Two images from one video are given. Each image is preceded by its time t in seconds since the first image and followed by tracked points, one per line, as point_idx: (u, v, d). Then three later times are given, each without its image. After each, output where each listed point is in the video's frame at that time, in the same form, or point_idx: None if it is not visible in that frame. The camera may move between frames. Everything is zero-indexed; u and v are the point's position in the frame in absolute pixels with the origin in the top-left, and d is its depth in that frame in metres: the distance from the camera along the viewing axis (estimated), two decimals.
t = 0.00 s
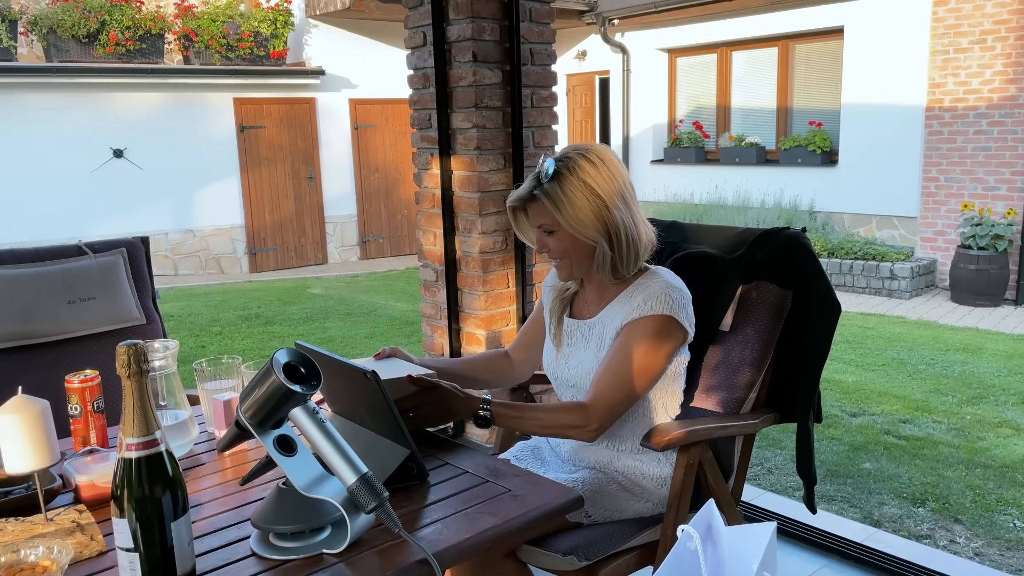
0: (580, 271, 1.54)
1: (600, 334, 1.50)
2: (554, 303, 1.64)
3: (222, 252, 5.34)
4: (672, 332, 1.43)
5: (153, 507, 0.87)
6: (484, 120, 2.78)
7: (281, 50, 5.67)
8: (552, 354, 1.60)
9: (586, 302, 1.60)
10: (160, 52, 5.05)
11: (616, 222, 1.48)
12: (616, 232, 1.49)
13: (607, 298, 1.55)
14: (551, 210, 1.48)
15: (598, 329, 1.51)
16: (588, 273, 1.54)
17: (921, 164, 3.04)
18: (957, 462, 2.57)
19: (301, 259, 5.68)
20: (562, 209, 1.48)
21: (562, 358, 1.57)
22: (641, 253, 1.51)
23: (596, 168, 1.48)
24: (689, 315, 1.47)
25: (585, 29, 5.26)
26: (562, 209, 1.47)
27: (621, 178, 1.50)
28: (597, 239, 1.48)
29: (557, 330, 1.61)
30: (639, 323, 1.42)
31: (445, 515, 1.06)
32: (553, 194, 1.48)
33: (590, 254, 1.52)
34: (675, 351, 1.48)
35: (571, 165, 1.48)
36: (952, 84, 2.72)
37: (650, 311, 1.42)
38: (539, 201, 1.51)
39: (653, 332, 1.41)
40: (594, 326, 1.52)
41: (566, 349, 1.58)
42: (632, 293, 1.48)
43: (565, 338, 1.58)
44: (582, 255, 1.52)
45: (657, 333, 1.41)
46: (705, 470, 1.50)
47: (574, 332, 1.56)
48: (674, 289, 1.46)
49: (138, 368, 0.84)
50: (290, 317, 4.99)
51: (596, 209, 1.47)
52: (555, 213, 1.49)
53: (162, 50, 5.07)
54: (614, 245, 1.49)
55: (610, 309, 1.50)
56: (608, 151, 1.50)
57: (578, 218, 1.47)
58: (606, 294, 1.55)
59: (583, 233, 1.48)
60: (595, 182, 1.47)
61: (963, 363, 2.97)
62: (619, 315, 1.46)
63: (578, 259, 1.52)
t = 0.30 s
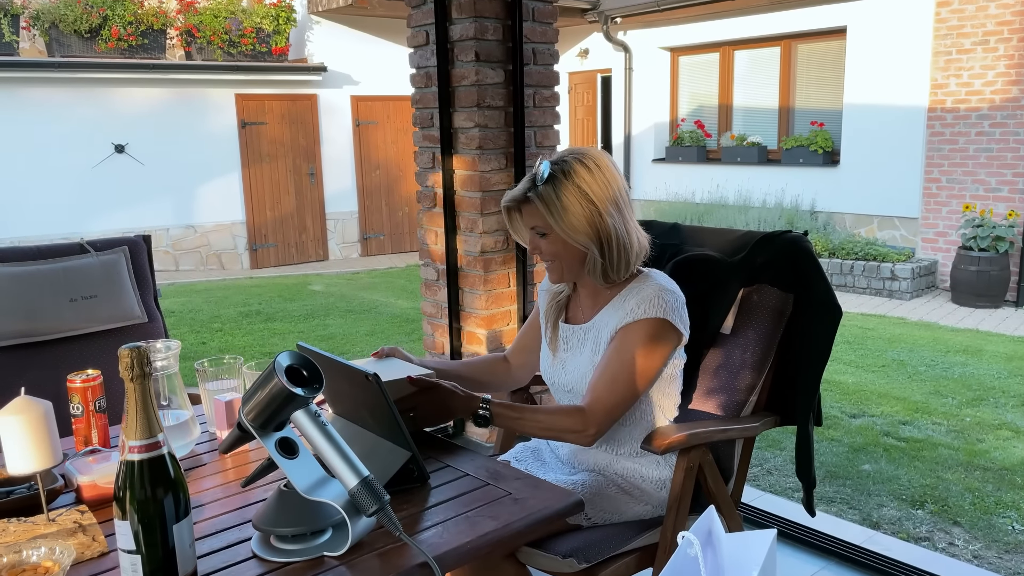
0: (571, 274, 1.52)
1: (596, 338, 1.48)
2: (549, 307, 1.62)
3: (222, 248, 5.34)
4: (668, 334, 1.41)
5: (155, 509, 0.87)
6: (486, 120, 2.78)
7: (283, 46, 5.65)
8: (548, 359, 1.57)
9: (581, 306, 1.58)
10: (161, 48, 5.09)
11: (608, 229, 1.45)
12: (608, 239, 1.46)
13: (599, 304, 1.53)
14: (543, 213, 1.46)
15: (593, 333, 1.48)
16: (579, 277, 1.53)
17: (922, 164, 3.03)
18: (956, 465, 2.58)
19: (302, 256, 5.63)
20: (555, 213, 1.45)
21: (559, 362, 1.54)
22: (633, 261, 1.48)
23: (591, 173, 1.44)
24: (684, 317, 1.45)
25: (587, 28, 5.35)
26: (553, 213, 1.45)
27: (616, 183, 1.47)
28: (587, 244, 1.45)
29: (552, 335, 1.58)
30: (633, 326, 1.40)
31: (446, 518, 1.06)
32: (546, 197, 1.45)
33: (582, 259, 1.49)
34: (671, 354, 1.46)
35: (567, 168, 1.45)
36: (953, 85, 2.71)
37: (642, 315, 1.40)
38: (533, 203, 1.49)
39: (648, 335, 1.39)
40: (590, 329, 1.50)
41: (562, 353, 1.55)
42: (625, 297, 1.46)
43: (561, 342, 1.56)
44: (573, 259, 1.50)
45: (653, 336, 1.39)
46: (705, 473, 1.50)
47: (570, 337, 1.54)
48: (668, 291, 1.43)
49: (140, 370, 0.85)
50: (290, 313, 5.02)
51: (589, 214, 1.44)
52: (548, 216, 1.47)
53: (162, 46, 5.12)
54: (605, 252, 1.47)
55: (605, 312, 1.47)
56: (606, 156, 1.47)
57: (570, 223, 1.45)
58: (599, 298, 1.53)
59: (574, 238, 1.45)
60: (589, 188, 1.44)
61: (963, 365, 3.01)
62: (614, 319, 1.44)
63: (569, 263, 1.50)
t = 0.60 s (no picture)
0: (571, 272, 1.50)
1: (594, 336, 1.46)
2: (548, 306, 1.61)
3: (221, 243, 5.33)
4: (666, 331, 1.40)
5: (156, 504, 0.87)
6: (486, 116, 2.78)
7: (282, 41, 5.69)
8: (546, 357, 1.56)
9: (580, 305, 1.56)
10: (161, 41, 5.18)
11: (607, 226, 1.44)
12: (608, 236, 1.45)
13: (599, 302, 1.52)
14: (541, 212, 1.45)
15: (591, 331, 1.47)
16: (578, 275, 1.51)
17: (922, 165, 3.04)
18: (954, 465, 2.59)
19: (299, 252, 5.61)
20: (554, 211, 1.44)
21: (558, 361, 1.53)
22: (632, 258, 1.47)
23: (589, 171, 1.43)
24: (682, 315, 1.44)
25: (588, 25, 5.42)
26: (553, 212, 1.43)
27: (614, 181, 1.46)
28: (586, 241, 1.44)
29: (552, 334, 1.57)
30: (631, 324, 1.39)
31: (447, 516, 1.06)
32: (544, 196, 1.44)
33: (581, 257, 1.48)
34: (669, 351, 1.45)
35: (565, 166, 1.44)
36: (953, 85, 2.71)
37: (640, 313, 1.39)
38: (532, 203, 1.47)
39: (646, 333, 1.38)
40: (589, 328, 1.48)
41: (561, 352, 1.54)
42: (623, 294, 1.45)
43: (559, 341, 1.55)
44: (573, 258, 1.48)
45: (649, 333, 1.38)
46: (704, 472, 1.50)
47: (569, 335, 1.53)
48: (666, 289, 1.42)
49: (142, 366, 0.84)
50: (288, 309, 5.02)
51: (588, 212, 1.43)
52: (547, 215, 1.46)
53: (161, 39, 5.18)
54: (604, 249, 1.45)
55: (603, 311, 1.46)
56: (603, 153, 1.46)
57: (568, 221, 1.43)
58: (598, 296, 1.52)
59: (573, 236, 1.44)
60: (587, 185, 1.43)
61: (961, 365, 2.97)
62: (612, 317, 1.43)
63: (568, 261, 1.49)
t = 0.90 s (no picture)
0: (566, 273, 1.49)
1: (590, 336, 1.45)
2: (543, 307, 1.59)
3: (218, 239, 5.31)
4: (661, 332, 1.38)
5: (149, 506, 0.86)
6: (484, 115, 2.77)
7: (280, 39, 5.58)
8: (543, 358, 1.55)
9: (575, 306, 1.55)
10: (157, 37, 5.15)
11: (603, 225, 1.43)
12: (603, 235, 1.43)
13: (594, 303, 1.50)
14: (536, 210, 1.43)
15: (587, 332, 1.46)
16: (574, 276, 1.49)
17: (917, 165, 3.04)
18: (948, 465, 2.59)
19: (296, 250, 5.71)
20: (550, 210, 1.42)
21: (555, 362, 1.51)
22: (627, 258, 1.46)
23: (584, 170, 1.43)
24: (677, 316, 1.43)
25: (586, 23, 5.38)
26: (548, 210, 1.42)
27: (609, 180, 1.45)
28: (579, 239, 1.43)
29: (548, 335, 1.56)
30: (626, 325, 1.37)
31: (443, 518, 1.06)
32: (540, 194, 1.43)
33: (576, 256, 1.47)
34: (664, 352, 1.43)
35: (560, 165, 1.43)
36: (949, 86, 2.70)
37: (636, 313, 1.37)
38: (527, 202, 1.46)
39: (642, 333, 1.37)
40: (584, 328, 1.47)
41: (558, 352, 1.52)
42: (618, 294, 1.43)
43: (556, 342, 1.53)
44: (569, 257, 1.47)
45: (645, 333, 1.37)
46: (700, 473, 1.50)
47: (565, 336, 1.51)
48: (661, 290, 1.41)
49: (136, 367, 0.84)
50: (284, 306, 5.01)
51: (583, 211, 1.42)
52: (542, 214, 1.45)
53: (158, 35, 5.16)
54: (599, 248, 1.44)
55: (598, 312, 1.45)
56: (597, 153, 1.46)
57: (563, 219, 1.42)
58: (592, 296, 1.50)
59: (568, 234, 1.43)
60: (582, 184, 1.42)
61: (955, 366, 3.03)
62: (606, 317, 1.41)
63: (563, 261, 1.47)
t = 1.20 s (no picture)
0: (555, 272, 1.47)
1: (579, 337, 1.43)
2: (531, 307, 1.57)
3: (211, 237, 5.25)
4: (649, 334, 1.37)
5: (134, 509, 0.85)
6: (478, 113, 2.76)
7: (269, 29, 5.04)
8: (532, 360, 1.53)
9: (563, 306, 1.53)
10: (149, 33, 4.98)
11: (596, 226, 1.41)
12: (595, 236, 1.42)
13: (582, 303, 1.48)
14: (530, 205, 1.41)
15: (575, 333, 1.44)
16: (562, 275, 1.48)
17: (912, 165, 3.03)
18: (942, 465, 2.59)
19: (291, 246, 5.55)
20: (543, 206, 1.40)
21: (544, 363, 1.49)
22: (617, 260, 1.45)
23: (580, 169, 1.41)
24: (665, 317, 1.41)
25: (581, 21, 5.18)
26: (542, 207, 1.40)
27: (603, 181, 1.44)
28: (571, 238, 1.41)
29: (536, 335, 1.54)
30: (614, 327, 1.36)
31: (433, 520, 1.05)
32: (535, 189, 1.40)
33: (565, 255, 1.45)
34: (652, 354, 1.43)
35: (556, 163, 1.41)
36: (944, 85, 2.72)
37: (623, 316, 1.36)
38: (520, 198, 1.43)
39: (631, 335, 1.35)
40: (573, 329, 1.45)
41: (547, 354, 1.50)
42: (605, 297, 1.42)
43: (544, 344, 1.51)
44: (558, 256, 1.45)
45: (634, 335, 1.36)
46: (694, 474, 1.50)
47: (554, 338, 1.49)
48: (650, 292, 1.40)
49: (121, 368, 0.82)
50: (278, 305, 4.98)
51: (577, 210, 1.40)
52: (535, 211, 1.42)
53: (150, 31, 4.98)
54: (589, 248, 1.43)
55: (586, 313, 1.43)
56: (593, 154, 1.44)
57: (557, 217, 1.40)
58: (580, 296, 1.49)
59: (560, 232, 1.40)
60: (577, 183, 1.40)
61: (950, 365, 3.02)
62: (595, 319, 1.40)
63: (552, 259, 1.45)
